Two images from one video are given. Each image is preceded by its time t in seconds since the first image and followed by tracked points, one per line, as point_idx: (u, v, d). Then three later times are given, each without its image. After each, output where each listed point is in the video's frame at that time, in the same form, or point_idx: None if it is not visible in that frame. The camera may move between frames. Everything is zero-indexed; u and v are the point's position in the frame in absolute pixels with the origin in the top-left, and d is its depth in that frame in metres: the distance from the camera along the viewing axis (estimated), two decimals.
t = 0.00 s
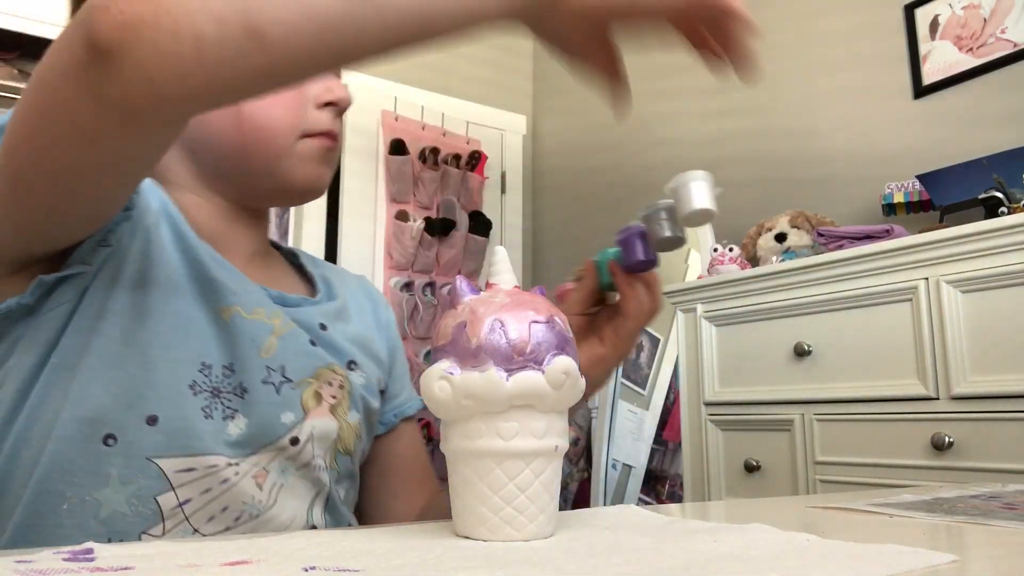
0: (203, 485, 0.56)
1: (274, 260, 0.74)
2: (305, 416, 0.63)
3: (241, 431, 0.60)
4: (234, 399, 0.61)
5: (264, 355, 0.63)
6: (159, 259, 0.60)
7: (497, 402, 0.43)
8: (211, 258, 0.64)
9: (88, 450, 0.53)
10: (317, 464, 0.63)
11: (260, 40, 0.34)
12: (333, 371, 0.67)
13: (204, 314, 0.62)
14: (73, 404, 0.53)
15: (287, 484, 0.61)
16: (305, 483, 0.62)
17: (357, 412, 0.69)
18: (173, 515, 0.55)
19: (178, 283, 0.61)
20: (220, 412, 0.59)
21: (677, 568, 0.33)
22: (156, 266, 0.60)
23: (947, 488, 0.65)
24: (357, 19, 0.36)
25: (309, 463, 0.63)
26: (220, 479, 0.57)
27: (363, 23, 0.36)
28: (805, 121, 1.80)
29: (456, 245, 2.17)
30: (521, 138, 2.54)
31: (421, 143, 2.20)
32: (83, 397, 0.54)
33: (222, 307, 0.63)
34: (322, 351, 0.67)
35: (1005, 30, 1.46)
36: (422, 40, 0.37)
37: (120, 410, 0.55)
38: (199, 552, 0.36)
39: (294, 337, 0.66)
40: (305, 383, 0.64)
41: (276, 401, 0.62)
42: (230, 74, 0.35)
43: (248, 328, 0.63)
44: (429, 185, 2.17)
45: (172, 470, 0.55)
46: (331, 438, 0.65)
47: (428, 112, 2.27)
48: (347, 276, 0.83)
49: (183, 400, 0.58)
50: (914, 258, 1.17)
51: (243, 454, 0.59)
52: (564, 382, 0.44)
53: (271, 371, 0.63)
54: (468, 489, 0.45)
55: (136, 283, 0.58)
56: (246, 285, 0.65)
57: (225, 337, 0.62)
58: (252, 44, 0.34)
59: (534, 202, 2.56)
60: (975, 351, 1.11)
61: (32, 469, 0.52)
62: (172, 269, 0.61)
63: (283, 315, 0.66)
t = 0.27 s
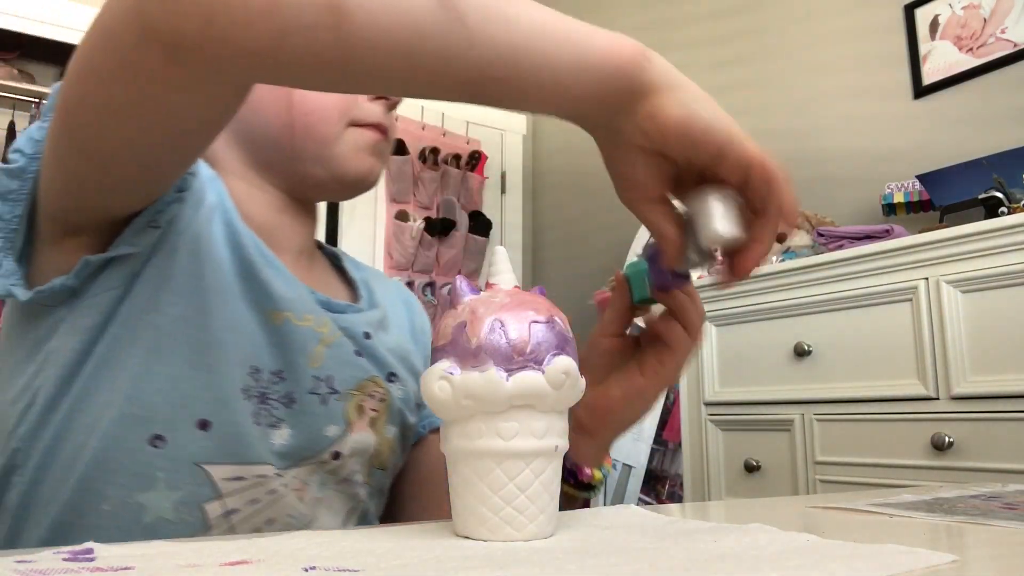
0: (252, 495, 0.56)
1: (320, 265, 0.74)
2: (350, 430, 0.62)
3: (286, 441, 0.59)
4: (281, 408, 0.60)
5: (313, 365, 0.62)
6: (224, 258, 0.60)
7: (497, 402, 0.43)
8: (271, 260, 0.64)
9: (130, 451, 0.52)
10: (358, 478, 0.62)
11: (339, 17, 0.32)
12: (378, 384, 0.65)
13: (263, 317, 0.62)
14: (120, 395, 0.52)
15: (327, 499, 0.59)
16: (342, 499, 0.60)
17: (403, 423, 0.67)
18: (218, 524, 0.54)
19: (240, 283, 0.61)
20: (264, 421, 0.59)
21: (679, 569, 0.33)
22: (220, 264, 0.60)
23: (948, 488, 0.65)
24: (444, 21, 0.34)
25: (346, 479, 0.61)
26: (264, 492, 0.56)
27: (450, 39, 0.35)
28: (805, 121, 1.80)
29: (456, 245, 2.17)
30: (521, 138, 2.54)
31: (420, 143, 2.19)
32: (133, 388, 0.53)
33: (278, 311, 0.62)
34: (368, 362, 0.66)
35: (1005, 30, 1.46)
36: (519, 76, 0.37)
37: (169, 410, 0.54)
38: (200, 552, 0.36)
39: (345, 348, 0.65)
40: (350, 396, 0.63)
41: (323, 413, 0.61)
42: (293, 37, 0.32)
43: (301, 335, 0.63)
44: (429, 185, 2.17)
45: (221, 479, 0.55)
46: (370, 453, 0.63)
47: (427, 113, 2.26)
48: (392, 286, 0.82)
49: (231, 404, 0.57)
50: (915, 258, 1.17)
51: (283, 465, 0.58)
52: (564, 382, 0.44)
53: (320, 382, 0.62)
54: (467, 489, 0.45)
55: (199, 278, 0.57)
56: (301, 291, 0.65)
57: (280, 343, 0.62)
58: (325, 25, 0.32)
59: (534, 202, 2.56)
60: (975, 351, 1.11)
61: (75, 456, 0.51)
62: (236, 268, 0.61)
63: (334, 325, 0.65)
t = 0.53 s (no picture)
0: (304, 518, 0.59)
1: (369, 269, 0.79)
2: (402, 445, 0.65)
3: (341, 457, 0.62)
4: (338, 422, 0.63)
5: (371, 379, 0.66)
6: (280, 274, 0.63)
7: (497, 403, 0.43)
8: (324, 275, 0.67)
9: (190, 468, 0.55)
10: (406, 493, 0.65)
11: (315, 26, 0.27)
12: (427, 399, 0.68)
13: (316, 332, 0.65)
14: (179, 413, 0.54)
15: (379, 515, 0.62)
16: (395, 515, 0.63)
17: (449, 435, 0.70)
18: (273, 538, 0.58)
19: (294, 299, 0.64)
20: (321, 437, 0.62)
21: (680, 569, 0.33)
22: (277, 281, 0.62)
23: (947, 488, 0.66)
24: (456, 32, 0.29)
25: (400, 496, 0.64)
26: (319, 513, 0.59)
27: (460, 49, 0.29)
28: (805, 121, 1.80)
29: (456, 246, 2.17)
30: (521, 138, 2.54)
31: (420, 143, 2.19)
32: (193, 406, 0.55)
33: (332, 325, 0.66)
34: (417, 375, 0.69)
35: (1005, 30, 1.46)
36: (546, 99, 0.31)
37: (230, 428, 0.57)
38: (199, 553, 0.36)
39: (397, 362, 0.68)
40: (404, 410, 0.66)
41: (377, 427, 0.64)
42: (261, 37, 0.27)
43: (356, 349, 0.66)
44: (429, 186, 2.17)
45: (273, 503, 0.58)
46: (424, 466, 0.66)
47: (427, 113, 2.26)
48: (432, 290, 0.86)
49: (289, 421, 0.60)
50: (915, 258, 1.17)
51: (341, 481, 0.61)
52: (564, 382, 0.44)
53: (376, 397, 0.65)
54: (467, 489, 0.45)
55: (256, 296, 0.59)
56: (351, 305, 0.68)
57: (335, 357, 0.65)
58: (297, 32, 0.27)
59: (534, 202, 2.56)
60: (975, 351, 1.11)
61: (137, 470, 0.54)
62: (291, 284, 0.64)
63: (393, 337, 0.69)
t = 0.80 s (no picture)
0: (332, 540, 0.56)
1: (393, 269, 0.78)
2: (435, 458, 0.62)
3: (375, 473, 0.59)
4: (373, 437, 0.59)
5: (406, 391, 0.63)
6: (311, 281, 0.60)
7: (497, 402, 0.43)
8: (357, 280, 0.64)
9: (217, 493, 0.52)
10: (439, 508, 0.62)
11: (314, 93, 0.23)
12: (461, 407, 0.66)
13: (351, 341, 0.61)
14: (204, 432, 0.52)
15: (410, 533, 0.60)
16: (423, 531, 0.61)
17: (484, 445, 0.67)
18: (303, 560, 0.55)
19: (326, 306, 0.61)
20: (356, 454, 0.58)
21: (679, 568, 0.33)
22: (308, 289, 0.59)
23: (948, 488, 0.66)
24: (482, 107, 0.24)
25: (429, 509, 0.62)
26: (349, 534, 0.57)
27: (483, 125, 0.24)
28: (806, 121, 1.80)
29: (456, 245, 2.17)
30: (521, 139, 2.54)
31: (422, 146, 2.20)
32: (220, 427, 0.52)
33: (367, 333, 0.62)
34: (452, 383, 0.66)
35: (1005, 30, 1.46)
36: (587, 183, 0.26)
37: (259, 448, 0.53)
38: (201, 553, 0.36)
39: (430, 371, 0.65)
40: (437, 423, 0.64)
41: (412, 443, 0.61)
42: (249, 110, 0.23)
43: (392, 359, 0.63)
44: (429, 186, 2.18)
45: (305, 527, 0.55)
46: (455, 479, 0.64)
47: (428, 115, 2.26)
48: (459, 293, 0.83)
49: (322, 439, 0.56)
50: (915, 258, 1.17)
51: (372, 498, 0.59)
52: (564, 382, 0.44)
53: (411, 410, 0.62)
54: (468, 488, 0.45)
55: (283, 305, 0.57)
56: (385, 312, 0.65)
57: (369, 368, 0.61)
58: (288, 103, 0.23)
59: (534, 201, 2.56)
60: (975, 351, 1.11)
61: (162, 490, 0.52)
62: (323, 291, 0.61)
63: (427, 347, 0.66)
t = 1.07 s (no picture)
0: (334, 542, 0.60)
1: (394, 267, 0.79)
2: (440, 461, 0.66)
3: (377, 478, 0.63)
4: (374, 443, 0.63)
5: (406, 397, 0.66)
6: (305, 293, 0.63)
7: (497, 402, 0.43)
8: (352, 289, 0.67)
9: (219, 506, 0.55)
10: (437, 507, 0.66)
11: (256, 136, 0.21)
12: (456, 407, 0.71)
13: (348, 349, 0.64)
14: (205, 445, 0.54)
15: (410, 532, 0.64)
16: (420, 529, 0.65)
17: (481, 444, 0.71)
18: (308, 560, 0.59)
19: (322, 317, 0.64)
20: (356, 461, 0.62)
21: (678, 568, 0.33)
22: (302, 302, 0.62)
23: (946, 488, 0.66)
24: (444, 158, 0.23)
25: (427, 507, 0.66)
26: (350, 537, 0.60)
27: (446, 175, 0.23)
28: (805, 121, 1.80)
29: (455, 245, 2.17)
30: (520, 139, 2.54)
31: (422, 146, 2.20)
32: (219, 440, 0.55)
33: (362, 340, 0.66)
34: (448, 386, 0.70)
35: (1005, 30, 1.46)
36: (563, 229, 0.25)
37: (261, 461, 0.56)
38: (200, 553, 0.36)
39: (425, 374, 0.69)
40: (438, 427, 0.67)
41: (414, 448, 0.65)
42: (196, 157, 0.22)
43: (390, 365, 0.66)
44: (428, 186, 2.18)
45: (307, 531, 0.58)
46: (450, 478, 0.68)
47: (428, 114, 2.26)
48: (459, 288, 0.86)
49: (322, 448, 0.60)
50: (915, 258, 1.17)
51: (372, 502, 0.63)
52: (564, 383, 0.44)
53: (409, 414, 0.66)
54: (467, 489, 0.45)
55: (279, 320, 0.60)
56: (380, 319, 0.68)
57: (365, 375, 0.65)
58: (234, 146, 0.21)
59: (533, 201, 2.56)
60: (975, 352, 1.11)
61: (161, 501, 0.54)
62: (317, 303, 0.64)
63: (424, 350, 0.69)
